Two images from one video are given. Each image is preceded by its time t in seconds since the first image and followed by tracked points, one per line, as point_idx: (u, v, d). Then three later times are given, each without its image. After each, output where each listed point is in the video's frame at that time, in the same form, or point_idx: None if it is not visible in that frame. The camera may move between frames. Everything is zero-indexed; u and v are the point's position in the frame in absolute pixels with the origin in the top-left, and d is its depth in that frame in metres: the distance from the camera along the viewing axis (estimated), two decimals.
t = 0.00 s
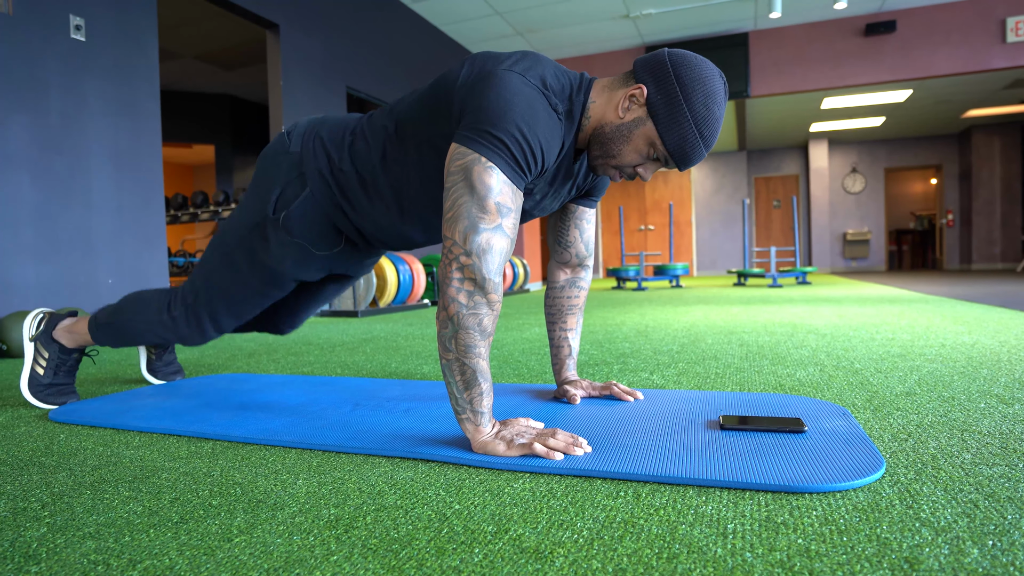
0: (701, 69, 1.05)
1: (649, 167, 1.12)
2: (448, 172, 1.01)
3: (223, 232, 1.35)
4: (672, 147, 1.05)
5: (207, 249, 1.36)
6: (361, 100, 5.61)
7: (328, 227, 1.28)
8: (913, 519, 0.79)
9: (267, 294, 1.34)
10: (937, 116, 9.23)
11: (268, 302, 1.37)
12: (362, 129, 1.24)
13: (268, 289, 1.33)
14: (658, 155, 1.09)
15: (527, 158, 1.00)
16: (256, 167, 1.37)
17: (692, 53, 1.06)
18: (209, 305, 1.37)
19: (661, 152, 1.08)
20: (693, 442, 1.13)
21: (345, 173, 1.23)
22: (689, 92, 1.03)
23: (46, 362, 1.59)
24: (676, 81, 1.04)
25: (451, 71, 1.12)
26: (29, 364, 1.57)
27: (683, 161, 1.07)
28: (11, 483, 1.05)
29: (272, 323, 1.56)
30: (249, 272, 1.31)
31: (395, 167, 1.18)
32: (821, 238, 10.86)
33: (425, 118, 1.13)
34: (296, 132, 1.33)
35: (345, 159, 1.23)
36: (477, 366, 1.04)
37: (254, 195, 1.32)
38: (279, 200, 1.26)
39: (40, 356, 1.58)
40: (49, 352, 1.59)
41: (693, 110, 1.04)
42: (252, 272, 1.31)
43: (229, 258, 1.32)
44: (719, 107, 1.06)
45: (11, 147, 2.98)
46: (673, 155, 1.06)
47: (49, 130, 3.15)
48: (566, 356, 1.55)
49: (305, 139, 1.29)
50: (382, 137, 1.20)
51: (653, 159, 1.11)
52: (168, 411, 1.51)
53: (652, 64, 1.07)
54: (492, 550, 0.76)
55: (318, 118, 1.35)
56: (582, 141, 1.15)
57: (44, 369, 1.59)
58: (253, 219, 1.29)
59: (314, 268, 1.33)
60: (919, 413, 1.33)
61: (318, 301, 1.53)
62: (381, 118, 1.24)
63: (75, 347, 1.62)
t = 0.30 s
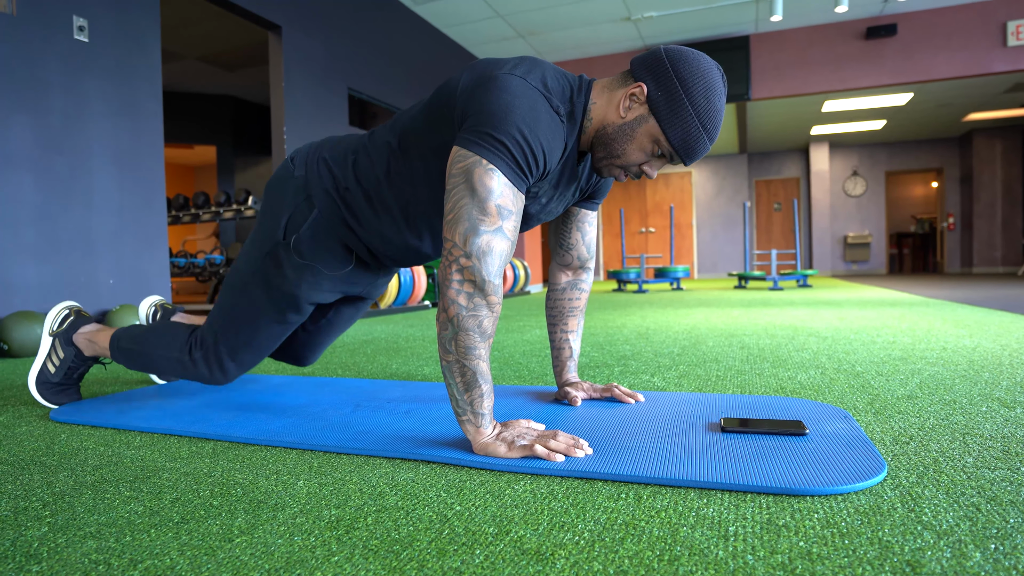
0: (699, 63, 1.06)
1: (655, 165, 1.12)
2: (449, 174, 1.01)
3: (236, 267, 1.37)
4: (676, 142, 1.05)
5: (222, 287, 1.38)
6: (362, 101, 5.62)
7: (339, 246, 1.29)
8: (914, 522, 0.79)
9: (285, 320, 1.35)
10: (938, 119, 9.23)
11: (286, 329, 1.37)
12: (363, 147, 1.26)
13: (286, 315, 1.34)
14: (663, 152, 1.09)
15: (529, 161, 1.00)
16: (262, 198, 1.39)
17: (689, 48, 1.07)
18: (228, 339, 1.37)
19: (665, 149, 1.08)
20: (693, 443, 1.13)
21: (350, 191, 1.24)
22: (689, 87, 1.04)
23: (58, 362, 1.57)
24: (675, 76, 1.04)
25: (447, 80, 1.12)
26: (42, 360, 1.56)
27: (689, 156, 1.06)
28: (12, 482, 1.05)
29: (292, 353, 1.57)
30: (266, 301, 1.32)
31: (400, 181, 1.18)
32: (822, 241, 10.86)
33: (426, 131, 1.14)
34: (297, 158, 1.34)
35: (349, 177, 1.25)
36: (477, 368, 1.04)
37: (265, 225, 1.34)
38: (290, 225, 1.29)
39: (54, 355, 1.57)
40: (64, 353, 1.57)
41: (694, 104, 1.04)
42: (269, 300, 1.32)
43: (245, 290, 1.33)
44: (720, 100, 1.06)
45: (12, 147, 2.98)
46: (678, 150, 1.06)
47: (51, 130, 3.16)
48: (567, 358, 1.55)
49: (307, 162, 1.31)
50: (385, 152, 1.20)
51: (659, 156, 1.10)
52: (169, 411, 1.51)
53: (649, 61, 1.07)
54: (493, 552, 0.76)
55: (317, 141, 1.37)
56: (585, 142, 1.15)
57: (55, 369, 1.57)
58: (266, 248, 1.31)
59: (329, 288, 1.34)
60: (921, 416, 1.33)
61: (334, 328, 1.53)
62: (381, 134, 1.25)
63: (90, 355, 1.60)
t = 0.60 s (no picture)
0: (698, 59, 1.06)
1: (658, 162, 1.12)
2: (450, 176, 1.01)
3: (243, 286, 1.37)
4: (679, 139, 1.05)
5: (230, 307, 1.39)
6: (363, 102, 5.63)
7: (346, 259, 1.29)
8: (911, 523, 0.79)
9: (294, 335, 1.35)
10: (939, 122, 9.23)
11: (296, 345, 1.37)
12: (365, 161, 1.27)
13: (295, 330, 1.33)
14: (666, 149, 1.09)
15: (530, 162, 1.00)
16: (266, 217, 1.40)
17: (688, 44, 1.07)
18: (236, 356, 1.37)
19: (669, 146, 1.08)
20: (693, 444, 1.13)
21: (354, 205, 1.25)
22: (689, 83, 1.04)
23: (61, 364, 1.56)
24: (675, 73, 1.04)
25: (445, 88, 1.13)
26: (45, 360, 1.56)
27: (692, 151, 1.07)
28: (11, 481, 1.06)
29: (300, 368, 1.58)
30: (275, 317, 1.32)
31: (404, 192, 1.19)
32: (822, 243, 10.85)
33: (427, 141, 1.15)
34: (301, 175, 1.36)
35: (352, 191, 1.26)
36: (477, 369, 1.04)
37: (271, 243, 1.35)
38: (296, 242, 1.30)
39: (58, 356, 1.56)
40: (67, 356, 1.56)
41: (696, 100, 1.04)
42: (278, 316, 1.32)
43: (253, 307, 1.34)
44: (721, 94, 1.06)
45: (12, 146, 2.99)
46: (681, 147, 1.06)
47: (52, 130, 3.16)
48: (566, 358, 1.55)
49: (311, 178, 1.33)
50: (388, 164, 1.21)
51: (662, 154, 1.11)
52: (168, 411, 1.51)
53: (648, 59, 1.08)
54: (491, 552, 0.76)
55: (319, 158, 1.39)
56: (586, 143, 1.15)
57: (57, 370, 1.57)
58: (273, 266, 1.32)
59: (338, 302, 1.34)
60: (919, 418, 1.33)
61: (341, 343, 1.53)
62: (382, 147, 1.26)
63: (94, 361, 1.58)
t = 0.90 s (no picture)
0: (700, 60, 1.06)
1: (662, 164, 1.12)
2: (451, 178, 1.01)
3: (247, 294, 1.38)
4: (682, 141, 1.05)
5: (234, 315, 1.39)
6: (365, 103, 5.63)
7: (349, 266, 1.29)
8: (916, 527, 0.79)
9: (297, 343, 1.35)
10: (941, 123, 9.22)
11: (299, 352, 1.37)
12: (367, 168, 1.27)
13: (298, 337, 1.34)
14: (669, 152, 1.09)
15: (532, 165, 1.00)
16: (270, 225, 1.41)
17: (689, 46, 1.07)
18: (241, 365, 1.37)
19: (671, 148, 1.08)
20: (694, 446, 1.13)
21: (357, 212, 1.25)
22: (692, 85, 1.04)
23: (66, 366, 1.57)
24: (677, 75, 1.04)
25: (448, 91, 1.13)
26: (50, 361, 1.56)
27: (695, 153, 1.07)
28: (15, 481, 1.06)
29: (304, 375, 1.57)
30: (279, 325, 1.33)
31: (406, 198, 1.18)
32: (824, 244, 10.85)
33: (429, 146, 1.14)
34: (305, 183, 1.36)
35: (354, 198, 1.25)
36: (479, 371, 1.04)
37: (275, 252, 1.35)
38: (299, 250, 1.30)
39: (63, 359, 1.56)
40: (73, 359, 1.56)
41: (699, 102, 1.04)
42: (281, 324, 1.32)
43: (257, 315, 1.35)
44: (723, 96, 1.06)
45: (15, 148, 2.99)
46: (684, 149, 1.06)
47: (55, 132, 3.17)
48: (568, 360, 1.55)
49: (315, 185, 1.33)
50: (391, 169, 1.21)
51: (665, 156, 1.11)
52: (171, 413, 1.51)
53: (650, 62, 1.07)
54: (494, 554, 0.76)
55: (322, 165, 1.39)
56: (589, 145, 1.15)
57: (62, 371, 1.57)
58: (277, 274, 1.33)
59: (341, 309, 1.34)
60: (922, 421, 1.33)
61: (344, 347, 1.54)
62: (384, 154, 1.26)
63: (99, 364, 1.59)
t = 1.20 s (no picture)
0: (708, 64, 1.06)
1: (669, 167, 1.12)
2: (459, 178, 1.02)
3: (239, 250, 1.36)
4: (690, 144, 1.05)
5: (222, 267, 1.38)
6: (371, 104, 5.65)
7: (344, 242, 1.29)
8: (924, 529, 0.79)
9: (283, 307, 1.35)
10: (950, 124, 9.16)
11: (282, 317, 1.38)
12: (375, 146, 1.26)
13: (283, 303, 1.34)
14: (676, 155, 1.09)
15: (539, 165, 1.01)
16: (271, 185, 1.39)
17: (697, 49, 1.07)
18: (226, 320, 1.37)
19: (678, 151, 1.08)
20: (702, 447, 1.13)
21: (360, 189, 1.24)
22: (699, 89, 1.04)
23: (62, 361, 1.61)
24: (685, 78, 1.05)
25: (458, 83, 1.14)
26: (46, 363, 1.60)
27: (703, 156, 1.07)
28: (27, 480, 1.07)
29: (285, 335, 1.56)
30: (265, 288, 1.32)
31: (410, 182, 1.19)
32: (831, 245, 10.79)
33: (440, 133, 1.15)
34: (309, 150, 1.35)
35: (359, 175, 1.25)
36: (487, 370, 1.05)
37: (271, 213, 1.34)
38: (296, 216, 1.29)
39: (57, 355, 1.60)
40: (66, 351, 1.61)
41: (706, 105, 1.04)
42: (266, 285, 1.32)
43: (246, 272, 1.34)
44: (730, 99, 1.06)
45: (26, 149, 3.02)
46: (691, 152, 1.06)
47: (66, 133, 3.19)
48: (575, 362, 1.55)
49: (320, 155, 1.31)
50: (396, 152, 1.21)
51: (672, 159, 1.11)
52: (179, 412, 1.52)
53: (658, 65, 1.08)
54: (502, 554, 0.76)
55: (331, 135, 1.37)
56: (596, 147, 1.15)
57: (60, 368, 1.61)
58: (270, 234, 1.31)
59: (328, 282, 1.34)
60: (932, 423, 1.32)
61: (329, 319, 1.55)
62: (394, 134, 1.25)
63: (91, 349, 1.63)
